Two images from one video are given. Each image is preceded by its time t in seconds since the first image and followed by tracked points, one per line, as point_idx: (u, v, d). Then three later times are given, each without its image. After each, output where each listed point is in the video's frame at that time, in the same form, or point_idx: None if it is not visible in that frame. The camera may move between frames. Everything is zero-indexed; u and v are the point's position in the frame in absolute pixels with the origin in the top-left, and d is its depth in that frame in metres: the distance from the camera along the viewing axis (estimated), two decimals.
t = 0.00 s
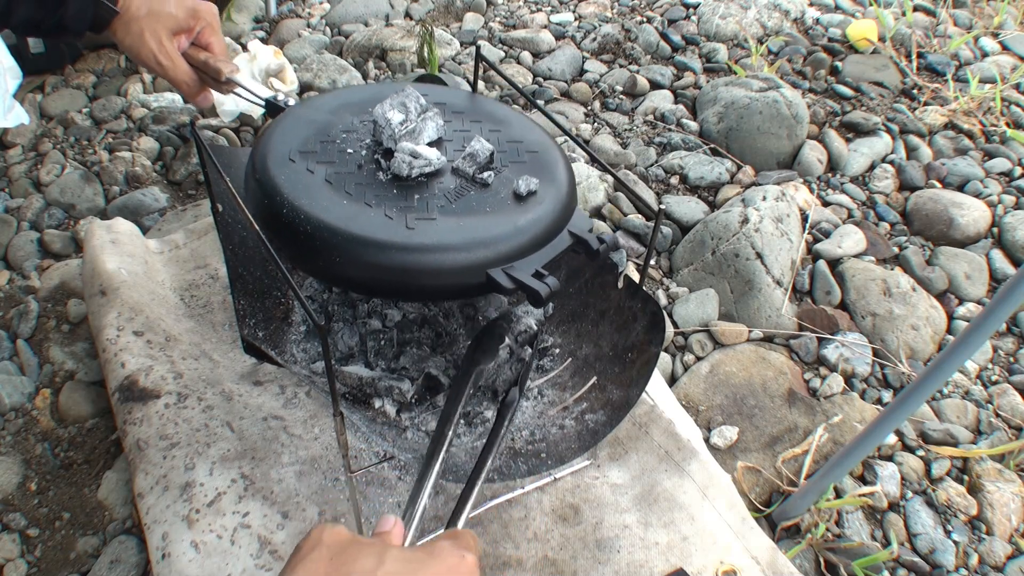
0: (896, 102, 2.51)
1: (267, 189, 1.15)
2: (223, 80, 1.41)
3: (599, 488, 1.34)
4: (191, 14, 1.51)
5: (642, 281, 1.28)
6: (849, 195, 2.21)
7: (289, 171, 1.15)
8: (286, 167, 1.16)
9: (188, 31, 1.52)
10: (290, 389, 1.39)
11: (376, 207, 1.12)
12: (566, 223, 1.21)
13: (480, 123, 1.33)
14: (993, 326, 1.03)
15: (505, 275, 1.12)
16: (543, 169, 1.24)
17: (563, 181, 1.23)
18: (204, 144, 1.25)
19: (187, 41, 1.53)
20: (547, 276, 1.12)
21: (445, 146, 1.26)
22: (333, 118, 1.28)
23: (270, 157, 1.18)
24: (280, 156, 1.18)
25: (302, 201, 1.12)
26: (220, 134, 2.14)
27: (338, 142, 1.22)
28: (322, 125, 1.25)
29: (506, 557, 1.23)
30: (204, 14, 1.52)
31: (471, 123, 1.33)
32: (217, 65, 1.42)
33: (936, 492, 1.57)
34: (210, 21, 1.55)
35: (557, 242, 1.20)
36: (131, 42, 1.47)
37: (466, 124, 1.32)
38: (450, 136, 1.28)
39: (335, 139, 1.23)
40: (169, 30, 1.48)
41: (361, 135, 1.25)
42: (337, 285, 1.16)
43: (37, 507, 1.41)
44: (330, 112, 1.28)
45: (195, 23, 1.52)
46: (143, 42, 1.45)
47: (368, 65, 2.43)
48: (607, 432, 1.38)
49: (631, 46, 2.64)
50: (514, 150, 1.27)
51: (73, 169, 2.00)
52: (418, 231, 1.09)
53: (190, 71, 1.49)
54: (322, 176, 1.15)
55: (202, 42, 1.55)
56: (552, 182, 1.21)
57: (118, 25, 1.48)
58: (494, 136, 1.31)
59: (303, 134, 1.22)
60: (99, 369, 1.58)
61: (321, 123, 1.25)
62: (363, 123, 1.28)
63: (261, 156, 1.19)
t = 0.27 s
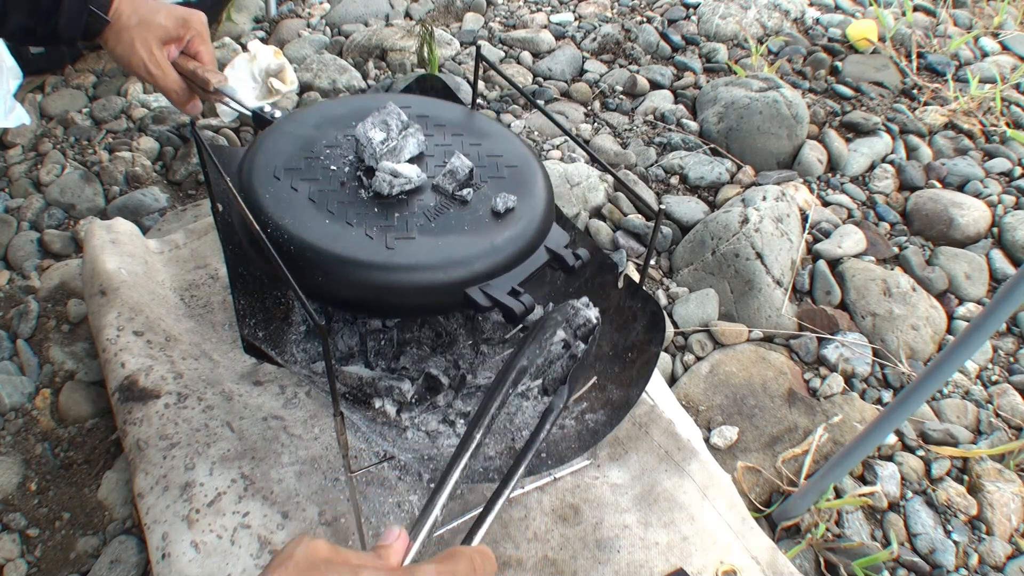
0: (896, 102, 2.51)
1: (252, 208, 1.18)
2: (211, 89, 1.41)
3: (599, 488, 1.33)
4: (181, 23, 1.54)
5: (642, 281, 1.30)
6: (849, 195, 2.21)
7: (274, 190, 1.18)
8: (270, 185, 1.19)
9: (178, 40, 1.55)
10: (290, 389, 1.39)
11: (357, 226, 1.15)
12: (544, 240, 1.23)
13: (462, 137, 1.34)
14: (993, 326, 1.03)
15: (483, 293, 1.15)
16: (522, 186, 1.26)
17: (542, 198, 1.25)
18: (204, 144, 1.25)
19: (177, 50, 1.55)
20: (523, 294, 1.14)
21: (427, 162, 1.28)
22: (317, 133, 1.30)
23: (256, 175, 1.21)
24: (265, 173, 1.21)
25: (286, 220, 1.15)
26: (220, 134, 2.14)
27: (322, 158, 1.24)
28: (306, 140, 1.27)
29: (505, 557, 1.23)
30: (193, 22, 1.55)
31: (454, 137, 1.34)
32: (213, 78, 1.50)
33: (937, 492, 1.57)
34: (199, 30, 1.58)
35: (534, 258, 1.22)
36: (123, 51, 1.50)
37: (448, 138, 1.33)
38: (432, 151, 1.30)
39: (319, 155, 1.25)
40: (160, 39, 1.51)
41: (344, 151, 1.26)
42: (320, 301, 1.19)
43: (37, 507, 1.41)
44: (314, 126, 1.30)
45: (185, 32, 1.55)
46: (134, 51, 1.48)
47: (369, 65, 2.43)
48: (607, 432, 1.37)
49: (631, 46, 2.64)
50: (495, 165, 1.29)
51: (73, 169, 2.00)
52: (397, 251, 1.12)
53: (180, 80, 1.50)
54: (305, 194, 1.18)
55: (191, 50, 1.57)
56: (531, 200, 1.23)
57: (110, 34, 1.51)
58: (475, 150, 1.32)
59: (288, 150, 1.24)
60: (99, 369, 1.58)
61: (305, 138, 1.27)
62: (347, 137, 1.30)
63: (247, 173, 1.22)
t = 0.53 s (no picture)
0: (896, 102, 2.51)
1: (263, 217, 1.20)
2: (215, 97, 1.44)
3: (599, 488, 1.34)
4: (186, 31, 1.55)
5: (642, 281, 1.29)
6: (849, 195, 2.21)
7: (284, 200, 1.21)
8: (281, 195, 1.22)
9: (184, 48, 1.56)
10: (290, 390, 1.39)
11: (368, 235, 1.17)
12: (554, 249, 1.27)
13: (471, 145, 1.37)
14: (993, 327, 1.03)
15: (492, 302, 1.19)
16: (531, 194, 1.29)
17: (550, 207, 1.28)
18: (205, 143, 1.25)
19: (183, 58, 1.56)
20: (534, 303, 1.20)
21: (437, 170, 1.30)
22: (326, 141, 1.33)
23: (267, 184, 1.24)
24: (275, 183, 1.23)
25: (297, 230, 1.17)
26: (220, 134, 2.14)
27: (332, 166, 1.27)
28: (316, 149, 1.30)
29: (505, 557, 1.24)
30: (199, 30, 1.56)
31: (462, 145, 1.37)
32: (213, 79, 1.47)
33: (937, 492, 1.57)
34: (206, 39, 1.58)
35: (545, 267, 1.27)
36: (129, 59, 1.52)
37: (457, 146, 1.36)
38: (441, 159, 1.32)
39: (328, 163, 1.27)
40: (165, 48, 1.53)
41: (353, 159, 1.29)
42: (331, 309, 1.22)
43: (37, 507, 1.41)
44: (323, 134, 1.33)
45: (191, 40, 1.56)
46: (140, 59, 1.50)
47: (368, 65, 2.43)
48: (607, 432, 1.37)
49: (631, 46, 2.64)
50: (504, 173, 1.32)
51: (73, 169, 2.00)
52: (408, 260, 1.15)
53: (185, 88, 1.52)
54: (315, 204, 1.20)
55: (198, 58, 1.57)
56: (539, 209, 1.27)
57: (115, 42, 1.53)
58: (485, 159, 1.35)
59: (298, 159, 1.27)
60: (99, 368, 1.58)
61: (315, 147, 1.30)
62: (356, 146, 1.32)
63: (258, 183, 1.25)
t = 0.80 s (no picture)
0: (896, 102, 2.51)
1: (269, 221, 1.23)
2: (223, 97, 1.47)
3: (599, 488, 1.34)
4: (191, 31, 1.55)
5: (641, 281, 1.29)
6: (849, 195, 2.20)
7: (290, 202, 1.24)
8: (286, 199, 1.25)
9: (189, 47, 1.57)
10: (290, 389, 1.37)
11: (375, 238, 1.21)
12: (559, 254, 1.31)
13: (474, 149, 1.43)
14: (993, 326, 1.03)
15: (496, 308, 1.22)
16: (535, 198, 1.34)
17: (554, 210, 1.33)
18: (204, 143, 1.25)
19: (188, 58, 1.57)
20: (537, 309, 1.23)
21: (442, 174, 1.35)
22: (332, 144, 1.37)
23: (271, 187, 1.26)
24: (280, 186, 1.26)
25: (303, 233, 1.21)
26: (220, 134, 2.14)
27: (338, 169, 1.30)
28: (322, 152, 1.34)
29: (505, 557, 1.24)
30: (204, 30, 1.56)
31: (466, 148, 1.42)
32: (218, 80, 1.49)
33: (937, 492, 1.57)
34: (210, 38, 1.58)
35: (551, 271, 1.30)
36: (133, 59, 1.52)
37: (461, 151, 1.41)
38: (445, 163, 1.37)
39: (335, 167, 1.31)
40: (170, 48, 1.53)
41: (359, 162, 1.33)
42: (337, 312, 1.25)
43: (38, 507, 1.42)
44: (329, 138, 1.37)
45: (196, 40, 1.56)
46: (144, 58, 1.50)
47: (369, 65, 2.43)
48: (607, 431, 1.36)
49: (631, 46, 2.64)
50: (508, 176, 1.37)
51: (73, 169, 2.00)
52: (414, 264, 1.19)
53: (190, 87, 1.52)
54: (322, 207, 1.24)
55: (202, 58, 1.58)
56: (543, 211, 1.32)
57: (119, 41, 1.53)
58: (487, 164, 1.41)
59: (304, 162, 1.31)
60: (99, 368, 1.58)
61: (321, 151, 1.34)
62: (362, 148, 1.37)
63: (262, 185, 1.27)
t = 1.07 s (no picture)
0: (896, 102, 2.51)
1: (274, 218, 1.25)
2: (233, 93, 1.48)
3: (599, 488, 1.34)
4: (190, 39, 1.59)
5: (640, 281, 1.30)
6: (849, 195, 2.21)
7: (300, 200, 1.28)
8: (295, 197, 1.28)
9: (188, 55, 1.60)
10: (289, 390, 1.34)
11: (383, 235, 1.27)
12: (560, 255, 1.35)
13: (474, 153, 1.51)
14: (993, 327, 1.03)
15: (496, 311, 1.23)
16: (533, 201, 1.42)
17: (551, 214, 1.41)
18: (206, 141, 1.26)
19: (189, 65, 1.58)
20: (538, 311, 1.27)
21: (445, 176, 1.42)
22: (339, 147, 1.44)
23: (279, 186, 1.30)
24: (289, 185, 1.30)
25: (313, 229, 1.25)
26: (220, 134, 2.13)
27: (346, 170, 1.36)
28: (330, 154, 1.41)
29: (505, 557, 1.24)
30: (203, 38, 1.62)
31: (467, 151, 1.51)
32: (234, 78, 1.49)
33: (936, 492, 1.57)
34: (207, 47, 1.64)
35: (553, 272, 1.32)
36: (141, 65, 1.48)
37: (461, 154, 1.49)
38: (448, 165, 1.44)
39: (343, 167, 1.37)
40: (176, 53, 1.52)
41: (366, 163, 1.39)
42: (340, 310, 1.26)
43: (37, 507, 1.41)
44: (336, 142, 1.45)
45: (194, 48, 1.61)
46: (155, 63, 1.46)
47: (369, 65, 2.48)
48: (607, 432, 1.38)
49: (631, 46, 2.64)
50: (508, 180, 1.45)
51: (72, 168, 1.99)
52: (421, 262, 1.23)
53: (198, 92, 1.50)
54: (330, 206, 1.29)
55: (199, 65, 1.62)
56: (542, 215, 1.39)
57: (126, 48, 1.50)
58: (487, 165, 1.48)
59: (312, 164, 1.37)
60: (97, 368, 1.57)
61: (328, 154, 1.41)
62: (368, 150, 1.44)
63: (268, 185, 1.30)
